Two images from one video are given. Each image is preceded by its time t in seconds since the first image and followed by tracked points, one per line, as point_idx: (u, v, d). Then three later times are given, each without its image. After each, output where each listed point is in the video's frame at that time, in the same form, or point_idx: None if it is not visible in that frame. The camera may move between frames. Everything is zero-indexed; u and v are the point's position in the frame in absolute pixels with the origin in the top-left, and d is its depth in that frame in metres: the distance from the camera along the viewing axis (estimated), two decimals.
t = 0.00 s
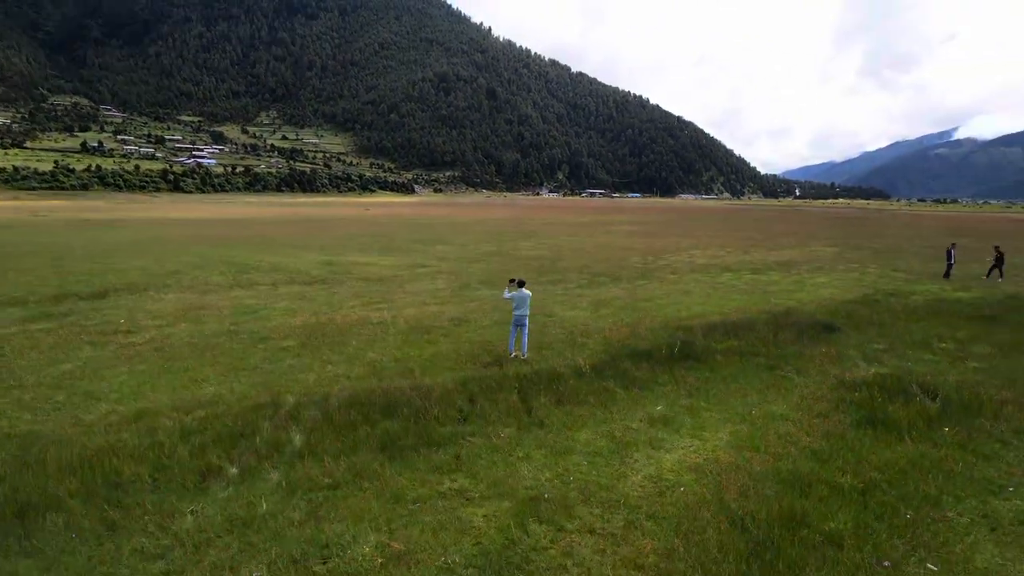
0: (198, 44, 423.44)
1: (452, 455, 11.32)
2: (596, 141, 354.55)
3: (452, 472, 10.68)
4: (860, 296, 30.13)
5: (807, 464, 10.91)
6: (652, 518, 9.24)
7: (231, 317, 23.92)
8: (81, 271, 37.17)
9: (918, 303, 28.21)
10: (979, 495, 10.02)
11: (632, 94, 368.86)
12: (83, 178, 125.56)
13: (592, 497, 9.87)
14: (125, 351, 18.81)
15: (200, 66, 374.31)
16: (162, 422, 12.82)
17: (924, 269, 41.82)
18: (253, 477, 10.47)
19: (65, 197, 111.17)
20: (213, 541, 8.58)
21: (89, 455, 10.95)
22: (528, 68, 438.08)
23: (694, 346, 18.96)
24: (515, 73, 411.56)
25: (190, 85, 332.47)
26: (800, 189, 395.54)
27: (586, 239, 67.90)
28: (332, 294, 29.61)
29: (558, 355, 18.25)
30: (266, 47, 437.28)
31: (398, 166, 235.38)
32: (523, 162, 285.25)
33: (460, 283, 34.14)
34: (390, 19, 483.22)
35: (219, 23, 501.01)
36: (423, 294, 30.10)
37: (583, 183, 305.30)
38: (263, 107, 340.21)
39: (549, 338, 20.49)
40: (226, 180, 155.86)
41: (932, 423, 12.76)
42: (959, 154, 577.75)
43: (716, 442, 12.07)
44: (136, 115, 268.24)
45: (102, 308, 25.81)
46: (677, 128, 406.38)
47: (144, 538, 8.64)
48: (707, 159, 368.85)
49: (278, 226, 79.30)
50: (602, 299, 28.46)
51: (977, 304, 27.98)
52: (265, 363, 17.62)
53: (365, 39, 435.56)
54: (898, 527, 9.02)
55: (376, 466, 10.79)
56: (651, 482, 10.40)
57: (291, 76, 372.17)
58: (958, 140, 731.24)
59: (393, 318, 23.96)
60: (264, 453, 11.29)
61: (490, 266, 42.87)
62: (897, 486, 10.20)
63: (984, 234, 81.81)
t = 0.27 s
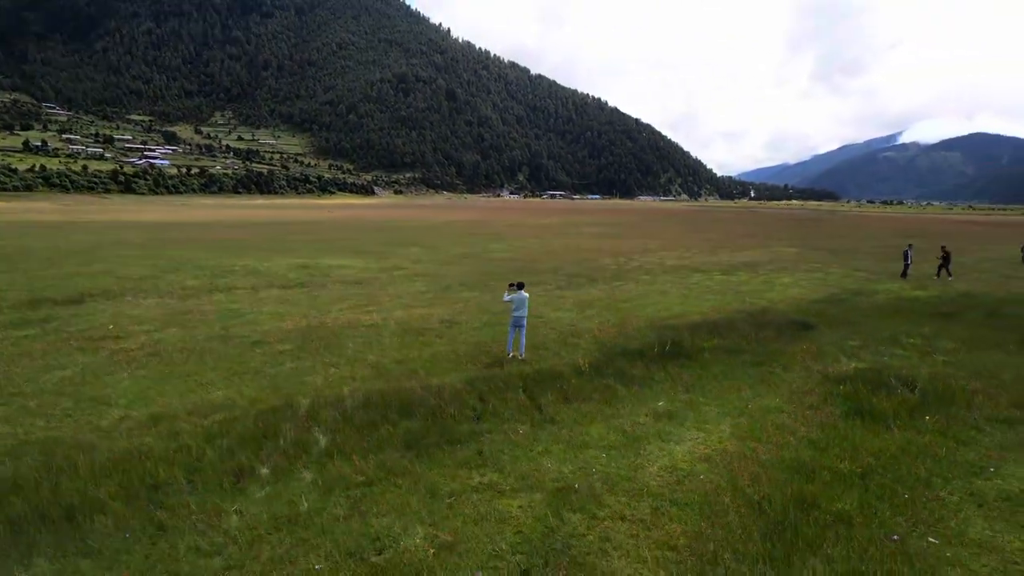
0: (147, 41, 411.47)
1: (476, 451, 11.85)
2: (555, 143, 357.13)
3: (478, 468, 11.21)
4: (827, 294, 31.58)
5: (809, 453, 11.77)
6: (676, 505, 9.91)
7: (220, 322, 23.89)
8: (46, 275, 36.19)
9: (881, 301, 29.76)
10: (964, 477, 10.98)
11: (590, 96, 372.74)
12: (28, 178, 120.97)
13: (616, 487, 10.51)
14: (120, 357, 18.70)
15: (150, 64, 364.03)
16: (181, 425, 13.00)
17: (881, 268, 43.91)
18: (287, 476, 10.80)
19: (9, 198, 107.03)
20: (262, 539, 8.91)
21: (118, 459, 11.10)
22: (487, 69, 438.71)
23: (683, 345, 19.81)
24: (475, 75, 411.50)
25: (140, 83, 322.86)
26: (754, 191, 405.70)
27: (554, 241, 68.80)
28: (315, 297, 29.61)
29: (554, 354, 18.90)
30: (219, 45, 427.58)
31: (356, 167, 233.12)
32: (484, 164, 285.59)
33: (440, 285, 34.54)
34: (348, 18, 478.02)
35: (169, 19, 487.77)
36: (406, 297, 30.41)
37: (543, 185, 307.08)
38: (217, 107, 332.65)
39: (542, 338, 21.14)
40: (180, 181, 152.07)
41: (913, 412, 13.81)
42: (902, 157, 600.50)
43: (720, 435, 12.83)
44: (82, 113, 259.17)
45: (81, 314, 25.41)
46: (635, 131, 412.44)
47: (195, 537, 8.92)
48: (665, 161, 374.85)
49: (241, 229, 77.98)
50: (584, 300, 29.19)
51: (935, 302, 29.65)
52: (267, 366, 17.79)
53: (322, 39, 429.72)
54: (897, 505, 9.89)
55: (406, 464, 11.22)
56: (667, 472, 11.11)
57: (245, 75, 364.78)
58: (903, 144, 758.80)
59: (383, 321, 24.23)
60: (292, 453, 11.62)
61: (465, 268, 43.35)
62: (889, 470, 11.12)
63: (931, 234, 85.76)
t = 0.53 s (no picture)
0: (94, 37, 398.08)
1: (499, 447, 12.38)
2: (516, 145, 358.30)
3: (505, 462, 11.72)
4: (796, 293, 32.99)
5: (809, 442, 12.65)
6: (696, 492, 10.62)
7: (210, 326, 23.85)
8: (12, 280, 35.25)
9: (847, 300, 31.26)
10: (951, 460, 11.98)
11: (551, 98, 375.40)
12: None
13: (639, 478, 11.17)
14: (117, 362, 18.61)
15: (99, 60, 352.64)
16: (202, 428, 13.17)
17: (843, 268, 45.82)
18: (322, 474, 11.16)
19: None
20: (313, 534, 9.27)
21: (151, 463, 11.26)
22: (447, 70, 437.44)
23: (673, 343, 20.67)
24: (435, 76, 410.16)
25: (86, 80, 312.07)
26: (710, 192, 414.01)
27: (523, 242, 69.47)
28: (300, 301, 29.60)
29: (551, 353, 19.54)
30: (170, 42, 416.47)
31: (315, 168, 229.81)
32: (445, 165, 285.05)
33: (422, 287, 34.88)
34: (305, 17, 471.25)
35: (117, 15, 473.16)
36: (392, 299, 30.70)
37: (504, 186, 307.81)
38: (170, 105, 323.93)
39: (535, 338, 21.76)
40: (132, 182, 147.98)
41: (897, 403, 14.85)
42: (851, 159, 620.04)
43: (724, 428, 13.62)
44: (24, 110, 249.17)
45: (62, 319, 25.02)
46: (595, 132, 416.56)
47: (248, 534, 9.22)
48: (624, 163, 379.62)
49: (205, 230, 76.63)
50: (567, 302, 29.91)
51: (897, 300, 31.28)
52: (271, 369, 17.93)
53: (278, 37, 422.44)
54: (895, 488, 10.79)
55: (435, 460, 11.68)
56: (684, 462, 11.82)
57: (199, 73, 356.26)
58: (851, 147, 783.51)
59: (375, 324, 24.48)
60: (322, 453, 11.95)
61: (442, 270, 43.71)
62: (883, 456, 12.03)
63: (883, 235, 89.26)
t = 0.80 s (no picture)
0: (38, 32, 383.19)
1: (519, 444, 12.92)
2: (477, 146, 357.98)
3: (529, 457, 12.30)
4: (769, 294, 34.31)
5: (807, 433, 13.55)
6: (714, 480, 11.34)
7: (203, 330, 23.84)
8: None
9: (818, 299, 32.71)
10: (937, 447, 12.99)
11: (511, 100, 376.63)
12: None
13: (658, 469, 11.87)
14: (119, 367, 18.59)
15: (45, 57, 340.52)
16: (226, 431, 13.41)
17: (808, 268, 47.67)
18: (357, 472, 11.57)
19: None
20: (361, 529, 9.69)
21: (185, 466, 11.50)
22: (407, 70, 434.63)
23: (664, 342, 21.49)
24: (395, 76, 407.42)
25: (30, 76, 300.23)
26: (669, 193, 420.77)
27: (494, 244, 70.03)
28: (287, 305, 29.56)
29: (550, 353, 20.18)
30: (119, 39, 403.85)
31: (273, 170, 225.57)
32: (405, 166, 283.23)
33: (406, 290, 35.21)
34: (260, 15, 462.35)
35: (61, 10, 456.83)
36: (378, 302, 31.00)
37: (466, 188, 307.66)
38: (120, 104, 314.26)
39: (530, 339, 22.40)
40: (81, 184, 143.17)
41: (880, 395, 15.92)
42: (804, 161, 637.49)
43: (727, 420, 14.47)
44: None
45: (47, 325, 24.68)
46: (556, 134, 419.39)
47: (298, 530, 9.56)
48: (585, 164, 382.97)
49: (167, 233, 74.83)
50: (552, 303, 30.56)
51: (863, 299, 32.86)
52: (278, 373, 18.14)
53: (233, 35, 413.74)
54: (893, 472, 11.72)
55: (462, 456, 12.17)
56: (697, 453, 12.58)
57: (150, 71, 346.50)
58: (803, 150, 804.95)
59: (370, 327, 24.77)
60: (350, 453, 12.32)
61: (421, 272, 44.02)
62: (877, 443, 13.01)
63: (839, 235, 92.51)
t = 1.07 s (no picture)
0: None
1: (539, 441, 13.49)
2: (439, 147, 357.03)
3: (552, 453, 12.89)
4: (743, 293, 35.61)
5: (805, 424, 14.46)
6: (728, 470, 12.11)
7: (196, 335, 23.78)
8: None
9: (790, 299, 34.14)
10: (925, 435, 14.03)
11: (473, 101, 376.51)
12: None
13: (675, 461, 12.57)
14: (120, 373, 18.51)
15: None
16: (250, 434, 13.66)
17: (774, 268, 49.45)
18: (390, 471, 11.98)
19: None
20: (408, 523, 10.12)
21: (221, 468, 11.76)
22: (367, 71, 430.54)
23: (656, 342, 22.33)
24: (354, 76, 403.10)
25: None
26: (629, 195, 426.22)
27: (465, 245, 70.33)
28: (274, 310, 29.55)
29: (549, 353, 20.83)
30: (65, 34, 389.47)
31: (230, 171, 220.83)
32: (366, 167, 280.44)
33: (389, 292, 35.43)
34: (214, 12, 452.05)
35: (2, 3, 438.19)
36: (365, 305, 31.20)
37: (428, 189, 306.29)
38: (67, 101, 303.24)
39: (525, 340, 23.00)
40: (28, 185, 137.81)
41: (868, 388, 16.95)
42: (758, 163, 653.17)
43: (729, 414, 15.31)
44: None
45: (31, 331, 24.26)
46: (517, 135, 420.95)
47: (346, 526, 9.96)
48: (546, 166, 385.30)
49: (127, 235, 72.87)
50: (537, 304, 31.22)
51: (832, 298, 34.41)
52: (284, 377, 18.35)
53: (187, 32, 403.45)
54: (890, 459, 12.67)
55: (489, 453, 12.69)
56: (708, 445, 13.35)
57: (99, 68, 335.26)
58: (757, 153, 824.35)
59: (364, 331, 25.04)
60: (378, 451, 12.72)
61: (400, 274, 44.23)
62: (871, 433, 13.96)
63: (797, 236, 95.64)
